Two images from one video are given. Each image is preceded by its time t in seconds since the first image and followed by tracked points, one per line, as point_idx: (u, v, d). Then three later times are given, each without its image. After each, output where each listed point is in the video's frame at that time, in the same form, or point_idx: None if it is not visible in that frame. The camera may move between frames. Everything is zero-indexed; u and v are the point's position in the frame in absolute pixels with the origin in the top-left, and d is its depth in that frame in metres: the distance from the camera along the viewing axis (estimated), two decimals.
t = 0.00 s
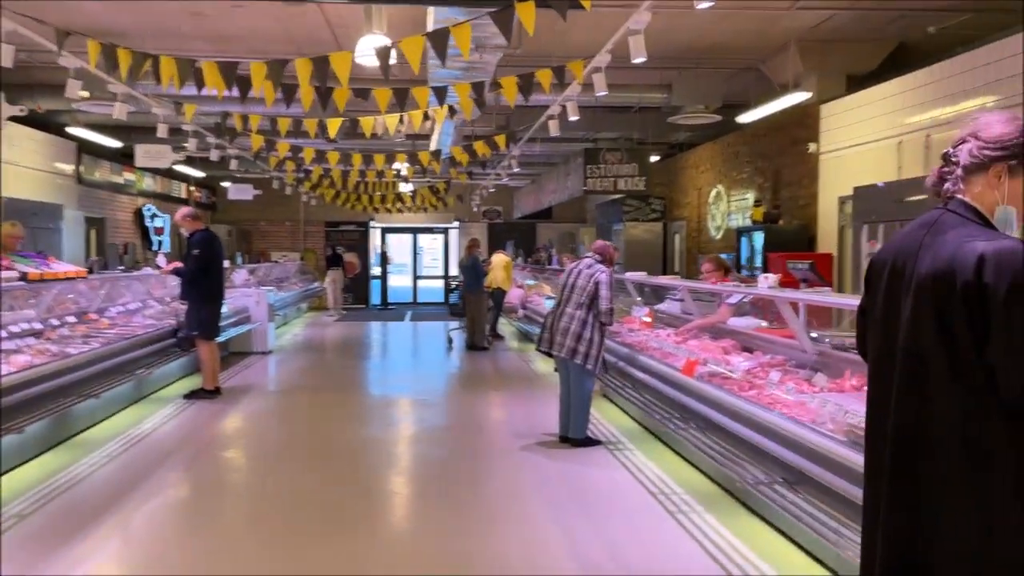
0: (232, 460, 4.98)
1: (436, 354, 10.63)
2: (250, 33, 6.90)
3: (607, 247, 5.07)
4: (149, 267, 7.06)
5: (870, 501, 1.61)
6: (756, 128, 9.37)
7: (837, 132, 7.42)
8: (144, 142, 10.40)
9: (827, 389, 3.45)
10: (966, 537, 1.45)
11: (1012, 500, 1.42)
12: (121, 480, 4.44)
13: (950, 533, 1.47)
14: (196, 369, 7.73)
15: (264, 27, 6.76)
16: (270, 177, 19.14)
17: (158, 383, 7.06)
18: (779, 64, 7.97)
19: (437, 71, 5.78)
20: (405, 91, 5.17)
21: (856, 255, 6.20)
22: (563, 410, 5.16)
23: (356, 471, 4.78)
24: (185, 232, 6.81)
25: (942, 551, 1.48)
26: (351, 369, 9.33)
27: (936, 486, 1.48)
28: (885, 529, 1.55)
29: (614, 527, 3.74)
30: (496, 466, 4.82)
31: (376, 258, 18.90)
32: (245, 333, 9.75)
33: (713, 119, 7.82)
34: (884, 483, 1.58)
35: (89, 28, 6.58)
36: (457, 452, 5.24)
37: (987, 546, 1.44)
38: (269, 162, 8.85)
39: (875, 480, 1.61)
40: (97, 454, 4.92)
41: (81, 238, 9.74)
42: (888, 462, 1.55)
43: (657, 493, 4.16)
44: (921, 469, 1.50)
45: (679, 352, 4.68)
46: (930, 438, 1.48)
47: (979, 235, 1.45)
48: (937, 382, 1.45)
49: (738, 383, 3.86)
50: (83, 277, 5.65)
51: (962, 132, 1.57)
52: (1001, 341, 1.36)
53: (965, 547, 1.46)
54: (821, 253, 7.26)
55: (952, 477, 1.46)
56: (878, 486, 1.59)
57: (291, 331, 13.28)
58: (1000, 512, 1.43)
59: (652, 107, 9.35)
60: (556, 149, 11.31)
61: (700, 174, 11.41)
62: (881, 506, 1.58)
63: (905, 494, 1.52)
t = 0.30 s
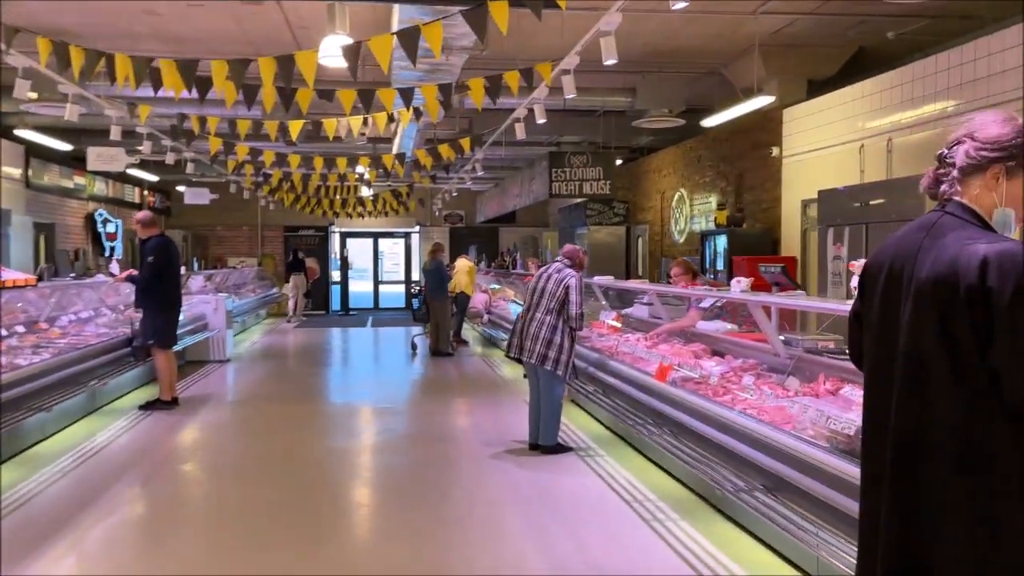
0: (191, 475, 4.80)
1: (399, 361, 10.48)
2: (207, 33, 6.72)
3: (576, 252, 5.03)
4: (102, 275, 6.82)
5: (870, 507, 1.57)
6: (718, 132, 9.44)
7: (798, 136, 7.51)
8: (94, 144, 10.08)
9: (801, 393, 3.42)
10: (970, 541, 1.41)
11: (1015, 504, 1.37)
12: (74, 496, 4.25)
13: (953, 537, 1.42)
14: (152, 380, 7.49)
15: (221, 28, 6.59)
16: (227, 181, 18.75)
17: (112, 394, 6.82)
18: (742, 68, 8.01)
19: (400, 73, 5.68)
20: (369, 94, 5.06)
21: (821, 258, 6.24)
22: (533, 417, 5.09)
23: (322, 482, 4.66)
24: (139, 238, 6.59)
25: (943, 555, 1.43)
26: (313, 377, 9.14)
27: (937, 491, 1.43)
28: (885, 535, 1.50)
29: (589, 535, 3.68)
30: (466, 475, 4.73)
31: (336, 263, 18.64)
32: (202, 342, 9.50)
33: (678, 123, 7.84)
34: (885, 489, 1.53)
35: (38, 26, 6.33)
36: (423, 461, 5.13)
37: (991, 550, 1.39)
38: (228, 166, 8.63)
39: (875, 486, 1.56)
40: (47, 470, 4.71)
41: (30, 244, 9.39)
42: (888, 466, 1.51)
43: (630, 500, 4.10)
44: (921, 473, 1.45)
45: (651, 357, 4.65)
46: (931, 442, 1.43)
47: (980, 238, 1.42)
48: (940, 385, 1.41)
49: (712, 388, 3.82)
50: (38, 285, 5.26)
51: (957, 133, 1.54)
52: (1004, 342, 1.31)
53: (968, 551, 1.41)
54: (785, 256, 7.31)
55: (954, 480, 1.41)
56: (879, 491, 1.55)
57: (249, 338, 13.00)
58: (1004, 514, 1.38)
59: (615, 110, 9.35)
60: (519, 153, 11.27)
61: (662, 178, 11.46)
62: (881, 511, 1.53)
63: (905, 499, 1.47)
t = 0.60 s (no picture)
0: (164, 488, 4.68)
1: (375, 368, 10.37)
2: (180, 37, 6.61)
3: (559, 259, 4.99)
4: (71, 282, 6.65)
5: (876, 521, 1.54)
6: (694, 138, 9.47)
7: (775, 142, 7.55)
8: (62, 149, 9.86)
9: (788, 401, 3.40)
10: (979, 552, 1.38)
11: None
12: (42, 512, 4.12)
13: (963, 547, 1.39)
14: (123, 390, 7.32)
15: (194, 32, 6.48)
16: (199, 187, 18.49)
17: (82, 406, 6.65)
18: (719, 74, 8.03)
19: (378, 78, 5.61)
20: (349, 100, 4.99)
21: (801, 264, 6.25)
22: (514, 425, 5.03)
23: (299, 494, 4.57)
24: (110, 244, 6.43)
25: (951, 567, 1.40)
26: (288, 386, 9.00)
27: (944, 501, 1.40)
28: (893, 550, 1.47)
29: (574, 545, 3.64)
30: (448, 484, 4.66)
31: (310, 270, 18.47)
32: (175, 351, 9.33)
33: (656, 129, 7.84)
34: (891, 500, 1.50)
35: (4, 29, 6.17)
36: (402, 471, 5.04)
37: (1002, 563, 1.37)
38: (201, 172, 8.50)
39: (880, 498, 1.53)
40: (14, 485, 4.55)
41: None
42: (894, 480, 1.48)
43: (614, 509, 4.06)
44: (928, 484, 1.42)
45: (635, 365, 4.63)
46: (938, 452, 1.40)
47: (988, 247, 1.39)
48: (948, 397, 1.38)
49: (698, 396, 3.80)
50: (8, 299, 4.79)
51: (959, 141, 1.53)
52: (1015, 353, 1.29)
53: (978, 561, 1.38)
54: (763, 261, 7.33)
55: (964, 493, 1.38)
56: (885, 505, 1.52)
57: (222, 346, 12.80)
58: (1016, 528, 1.35)
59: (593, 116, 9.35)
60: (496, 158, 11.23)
61: (639, 184, 11.47)
62: (887, 527, 1.50)
63: (912, 511, 1.44)
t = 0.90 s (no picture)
0: (136, 501, 4.56)
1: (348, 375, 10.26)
2: (152, 40, 6.49)
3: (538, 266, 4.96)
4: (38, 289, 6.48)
5: (878, 531, 1.56)
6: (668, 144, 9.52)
7: (750, 149, 7.62)
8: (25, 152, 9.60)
9: (771, 407, 3.40)
10: (981, 557, 1.40)
11: None
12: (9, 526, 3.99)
13: (963, 553, 1.42)
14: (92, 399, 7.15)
15: (165, 34, 6.37)
16: (167, 192, 18.21)
17: (49, 416, 6.47)
18: (694, 81, 8.07)
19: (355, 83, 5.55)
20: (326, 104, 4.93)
21: (778, 270, 6.30)
22: (494, 433, 4.99)
23: (276, 505, 4.49)
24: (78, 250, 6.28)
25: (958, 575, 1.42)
26: (260, 394, 8.85)
27: (947, 508, 1.43)
28: (897, 561, 1.49)
29: (559, 554, 3.61)
30: (428, 493, 4.61)
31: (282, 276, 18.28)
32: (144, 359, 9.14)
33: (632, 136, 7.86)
34: (893, 508, 1.52)
35: None
36: (381, 481, 4.98)
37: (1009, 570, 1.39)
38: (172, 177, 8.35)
39: (881, 508, 1.56)
40: None
41: None
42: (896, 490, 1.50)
43: (597, 518, 4.03)
44: (931, 492, 1.44)
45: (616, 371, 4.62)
46: (943, 462, 1.42)
47: (988, 255, 1.40)
48: (951, 407, 1.40)
49: (680, 403, 3.80)
50: None
51: (956, 148, 1.52)
52: (1017, 362, 1.30)
53: (981, 567, 1.40)
54: (740, 267, 7.36)
55: (970, 502, 1.40)
56: (886, 515, 1.54)
57: (192, 354, 12.58)
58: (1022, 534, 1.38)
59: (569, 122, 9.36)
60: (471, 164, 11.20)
61: (614, 190, 11.51)
62: (890, 537, 1.52)
63: (916, 519, 1.46)
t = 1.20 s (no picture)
0: (101, 511, 4.45)
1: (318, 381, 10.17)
2: (120, 41, 6.38)
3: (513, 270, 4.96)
4: None
5: (866, 535, 1.61)
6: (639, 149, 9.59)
7: (719, 154, 7.72)
8: None
9: (747, 411, 3.44)
10: (966, 559, 1.45)
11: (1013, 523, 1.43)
12: None
13: (952, 557, 1.46)
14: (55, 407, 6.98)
15: (132, 35, 6.27)
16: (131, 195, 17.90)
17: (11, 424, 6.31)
18: (665, 87, 8.14)
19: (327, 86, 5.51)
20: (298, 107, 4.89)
21: (749, 273, 6.37)
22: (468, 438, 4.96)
23: (247, 513, 4.42)
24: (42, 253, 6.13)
25: None
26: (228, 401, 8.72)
27: (933, 512, 1.48)
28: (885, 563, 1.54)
29: (535, 557, 3.60)
30: (402, 499, 4.57)
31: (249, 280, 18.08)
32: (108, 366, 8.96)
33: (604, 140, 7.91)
34: (882, 511, 1.58)
35: None
36: (354, 487, 4.93)
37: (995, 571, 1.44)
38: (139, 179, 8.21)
39: (868, 512, 1.62)
40: None
41: None
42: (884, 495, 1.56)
43: (574, 522, 4.04)
44: (918, 497, 1.49)
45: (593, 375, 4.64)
46: (930, 465, 1.47)
47: (972, 260, 1.46)
48: (938, 411, 1.45)
49: (657, 406, 3.82)
50: None
51: (938, 154, 1.57)
52: (1002, 367, 1.35)
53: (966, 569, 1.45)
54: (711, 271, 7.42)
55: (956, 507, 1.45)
56: (874, 519, 1.60)
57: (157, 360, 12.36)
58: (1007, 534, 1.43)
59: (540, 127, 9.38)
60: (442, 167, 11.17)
61: (585, 194, 11.55)
62: (879, 540, 1.58)
63: (904, 522, 1.51)
